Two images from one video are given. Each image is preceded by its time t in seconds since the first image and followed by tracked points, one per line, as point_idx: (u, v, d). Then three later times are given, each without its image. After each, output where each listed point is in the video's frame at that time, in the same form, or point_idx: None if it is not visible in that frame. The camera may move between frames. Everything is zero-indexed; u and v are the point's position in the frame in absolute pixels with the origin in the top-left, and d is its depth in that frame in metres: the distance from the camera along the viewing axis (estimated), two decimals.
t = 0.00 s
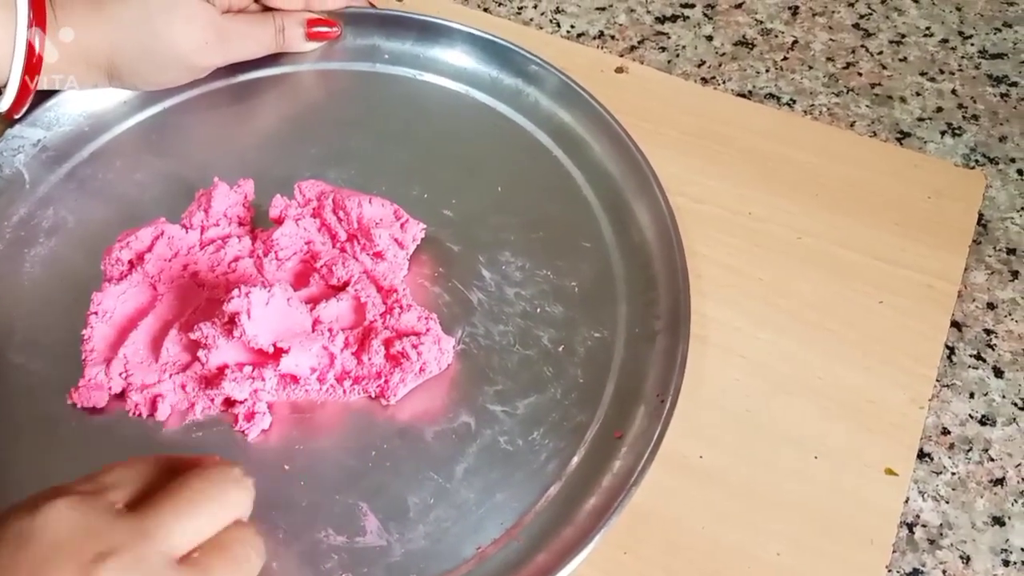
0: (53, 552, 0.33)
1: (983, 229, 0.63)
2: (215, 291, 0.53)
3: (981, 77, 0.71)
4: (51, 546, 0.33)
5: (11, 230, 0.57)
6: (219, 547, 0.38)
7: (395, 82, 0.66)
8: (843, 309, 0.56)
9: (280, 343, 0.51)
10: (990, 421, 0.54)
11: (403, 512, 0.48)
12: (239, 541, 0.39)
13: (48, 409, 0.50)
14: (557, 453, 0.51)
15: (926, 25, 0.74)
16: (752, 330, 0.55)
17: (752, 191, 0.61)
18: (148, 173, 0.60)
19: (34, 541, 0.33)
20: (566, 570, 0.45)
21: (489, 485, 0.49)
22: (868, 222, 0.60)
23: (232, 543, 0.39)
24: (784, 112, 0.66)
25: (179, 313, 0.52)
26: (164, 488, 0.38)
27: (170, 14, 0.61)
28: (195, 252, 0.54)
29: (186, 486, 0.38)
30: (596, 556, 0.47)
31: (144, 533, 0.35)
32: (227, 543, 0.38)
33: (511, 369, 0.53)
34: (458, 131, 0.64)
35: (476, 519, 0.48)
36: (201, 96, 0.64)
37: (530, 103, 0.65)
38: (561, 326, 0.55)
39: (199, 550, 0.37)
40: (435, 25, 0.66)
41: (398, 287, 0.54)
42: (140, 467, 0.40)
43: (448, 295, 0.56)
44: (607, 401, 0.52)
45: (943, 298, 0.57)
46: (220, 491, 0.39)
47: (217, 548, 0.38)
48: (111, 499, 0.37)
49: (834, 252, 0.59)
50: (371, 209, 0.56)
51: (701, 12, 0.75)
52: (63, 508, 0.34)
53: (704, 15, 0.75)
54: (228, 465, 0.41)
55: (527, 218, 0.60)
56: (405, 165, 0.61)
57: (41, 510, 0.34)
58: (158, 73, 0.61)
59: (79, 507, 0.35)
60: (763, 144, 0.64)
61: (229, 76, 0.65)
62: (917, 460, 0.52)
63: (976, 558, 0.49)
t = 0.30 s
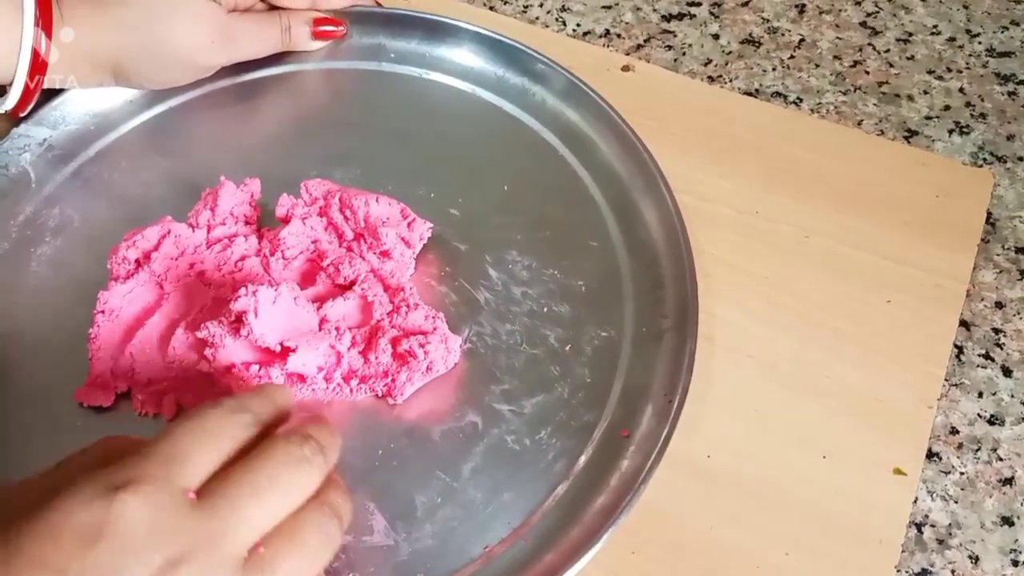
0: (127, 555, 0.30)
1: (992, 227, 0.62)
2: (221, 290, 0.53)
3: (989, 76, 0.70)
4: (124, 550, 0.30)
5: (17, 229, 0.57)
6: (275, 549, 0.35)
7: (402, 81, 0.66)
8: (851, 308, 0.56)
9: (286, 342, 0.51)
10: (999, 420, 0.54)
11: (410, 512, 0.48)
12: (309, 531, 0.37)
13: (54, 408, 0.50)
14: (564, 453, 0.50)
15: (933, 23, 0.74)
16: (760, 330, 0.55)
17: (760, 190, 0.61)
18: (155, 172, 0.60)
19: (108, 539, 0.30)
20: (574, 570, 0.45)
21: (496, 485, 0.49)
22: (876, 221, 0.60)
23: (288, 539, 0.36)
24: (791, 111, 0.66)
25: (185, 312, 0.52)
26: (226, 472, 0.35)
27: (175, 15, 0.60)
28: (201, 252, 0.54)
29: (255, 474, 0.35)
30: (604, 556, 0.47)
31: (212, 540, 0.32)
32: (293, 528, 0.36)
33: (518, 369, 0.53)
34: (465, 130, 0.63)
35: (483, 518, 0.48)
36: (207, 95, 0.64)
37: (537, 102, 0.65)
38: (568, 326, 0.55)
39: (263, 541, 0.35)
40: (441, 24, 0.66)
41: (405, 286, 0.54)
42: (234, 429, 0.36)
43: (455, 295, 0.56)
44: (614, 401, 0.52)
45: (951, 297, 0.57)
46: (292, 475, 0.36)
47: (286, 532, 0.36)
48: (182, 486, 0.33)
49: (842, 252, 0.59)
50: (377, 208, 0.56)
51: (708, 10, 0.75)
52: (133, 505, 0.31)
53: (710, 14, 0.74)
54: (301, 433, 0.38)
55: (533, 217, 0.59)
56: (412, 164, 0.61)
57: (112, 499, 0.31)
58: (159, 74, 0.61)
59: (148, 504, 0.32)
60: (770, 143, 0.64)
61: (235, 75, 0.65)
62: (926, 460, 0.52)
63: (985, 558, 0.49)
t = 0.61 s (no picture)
0: (176, 556, 0.30)
1: (1005, 226, 0.62)
2: (237, 285, 0.53)
3: (1002, 75, 0.70)
4: (178, 543, 0.31)
5: (34, 223, 0.57)
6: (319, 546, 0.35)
7: (416, 78, 0.66)
8: (864, 307, 0.56)
9: (302, 338, 0.51)
10: (1013, 419, 0.54)
11: (424, 507, 0.48)
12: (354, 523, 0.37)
13: (70, 402, 0.50)
14: (578, 450, 0.50)
15: (946, 23, 0.74)
16: (773, 328, 0.55)
17: (773, 188, 0.61)
18: (170, 167, 0.60)
19: (160, 531, 0.31)
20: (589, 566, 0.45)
21: (510, 481, 0.49)
22: (890, 220, 0.60)
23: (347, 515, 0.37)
24: (804, 110, 0.66)
25: (201, 307, 0.52)
26: (284, 456, 0.36)
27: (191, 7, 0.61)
28: (217, 247, 0.54)
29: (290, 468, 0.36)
30: (618, 552, 0.47)
31: (262, 530, 0.33)
32: (336, 519, 0.36)
33: (531, 367, 0.53)
34: (479, 127, 0.63)
35: (497, 515, 0.48)
36: (221, 91, 0.64)
37: (551, 99, 0.65)
38: (581, 323, 0.55)
39: (310, 532, 0.35)
40: (456, 21, 0.66)
41: (420, 282, 0.54)
42: (279, 430, 0.37)
43: (469, 292, 0.56)
44: (627, 399, 0.52)
45: (965, 296, 0.57)
46: (323, 471, 0.36)
47: (327, 525, 0.36)
48: (229, 482, 0.34)
49: (855, 251, 0.59)
50: (392, 204, 0.56)
51: (720, 9, 0.75)
52: (186, 501, 0.32)
53: (723, 12, 0.74)
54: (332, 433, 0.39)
55: (547, 214, 0.60)
56: (425, 161, 0.61)
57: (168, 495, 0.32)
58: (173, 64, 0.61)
59: (204, 497, 0.32)
60: (783, 141, 0.64)
61: (251, 72, 0.65)
62: (940, 458, 0.52)
63: (998, 556, 0.49)
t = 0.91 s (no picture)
0: (188, 549, 0.29)
1: (1011, 229, 0.63)
2: (246, 283, 0.53)
3: (1009, 78, 0.71)
4: (189, 540, 0.29)
5: (46, 219, 0.57)
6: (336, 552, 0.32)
7: (425, 77, 0.66)
8: (871, 308, 0.56)
9: (311, 337, 0.51)
10: (1019, 420, 0.54)
11: (431, 506, 0.48)
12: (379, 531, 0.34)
13: (82, 398, 0.50)
14: (584, 450, 0.51)
15: (953, 26, 0.74)
16: (780, 328, 0.55)
17: (780, 190, 0.61)
18: (180, 164, 0.60)
19: (170, 536, 0.29)
20: (596, 564, 0.45)
21: (517, 481, 0.50)
22: (897, 223, 0.60)
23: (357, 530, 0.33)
24: (811, 112, 0.66)
25: (211, 305, 0.52)
26: (307, 452, 0.34)
27: None
28: (227, 245, 0.55)
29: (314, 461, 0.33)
30: (626, 551, 0.47)
31: (273, 530, 0.30)
32: (353, 524, 0.33)
33: (538, 366, 0.54)
34: (487, 127, 0.64)
35: (503, 514, 0.48)
36: (232, 88, 0.65)
37: (560, 99, 0.65)
38: (589, 323, 0.55)
39: (325, 535, 0.32)
40: (465, 20, 0.66)
41: (428, 281, 0.55)
42: (305, 420, 0.35)
43: (476, 291, 0.56)
44: (634, 399, 0.53)
45: (972, 299, 0.57)
46: (348, 474, 0.33)
47: (345, 529, 0.33)
48: (247, 476, 0.32)
49: (862, 253, 0.59)
50: (401, 204, 0.56)
51: (728, 11, 0.75)
52: (202, 495, 0.30)
53: (731, 14, 0.75)
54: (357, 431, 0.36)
55: (555, 214, 0.60)
56: (434, 161, 0.61)
57: (181, 492, 0.30)
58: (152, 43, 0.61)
59: (220, 492, 0.31)
60: (790, 143, 0.64)
61: (260, 70, 0.66)
62: (945, 459, 0.52)
63: (1004, 556, 0.49)
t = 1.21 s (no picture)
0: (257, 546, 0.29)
1: (1020, 234, 0.63)
2: (259, 282, 0.53)
3: (1019, 84, 0.71)
4: (257, 538, 0.29)
5: (60, 218, 0.58)
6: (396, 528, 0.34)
7: (437, 80, 0.66)
8: (881, 312, 0.57)
9: (323, 337, 0.52)
10: None
11: (442, 506, 0.49)
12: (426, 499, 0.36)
13: (96, 395, 0.51)
14: (594, 451, 0.51)
15: (963, 31, 0.74)
16: (790, 331, 0.56)
17: (790, 193, 0.62)
18: (194, 164, 0.61)
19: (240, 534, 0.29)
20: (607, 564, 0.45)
21: (527, 481, 0.50)
22: (907, 227, 0.60)
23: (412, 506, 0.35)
24: (822, 116, 0.66)
25: (224, 304, 0.53)
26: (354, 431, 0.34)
27: None
28: (240, 244, 0.55)
29: (374, 438, 0.34)
30: (636, 552, 0.47)
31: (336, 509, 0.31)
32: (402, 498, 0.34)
33: (548, 367, 0.54)
34: (499, 129, 0.64)
35: (513, 514, 0.49)
36: (244, 88, 0.65)
37: (571, 102, 0.66)
38: (599, 325, 0.56)
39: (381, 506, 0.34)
40: (477, 23, 0.66)
41: (440, 281, 0.55)
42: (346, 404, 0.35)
43: (487, 292, 0.57)
44: (644, 401, 0.53)
45: (980, 303, 0.57)
46: (396, 445, 0.35)
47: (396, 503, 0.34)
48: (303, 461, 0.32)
49: (872, 257, 0.59)
50: (414, 205, 0.57)
51: (738, 15, 0.75)
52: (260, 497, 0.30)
53: (741, 18, 0.75)
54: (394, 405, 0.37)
55: (565, 216, 0.60)
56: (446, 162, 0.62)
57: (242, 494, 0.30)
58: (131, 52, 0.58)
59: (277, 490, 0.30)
60: (799, 147, 0.64)
61: (273, 72, 0.66)
62: (954, 463, 0.52)
63: (1012, 560, 0.49)
